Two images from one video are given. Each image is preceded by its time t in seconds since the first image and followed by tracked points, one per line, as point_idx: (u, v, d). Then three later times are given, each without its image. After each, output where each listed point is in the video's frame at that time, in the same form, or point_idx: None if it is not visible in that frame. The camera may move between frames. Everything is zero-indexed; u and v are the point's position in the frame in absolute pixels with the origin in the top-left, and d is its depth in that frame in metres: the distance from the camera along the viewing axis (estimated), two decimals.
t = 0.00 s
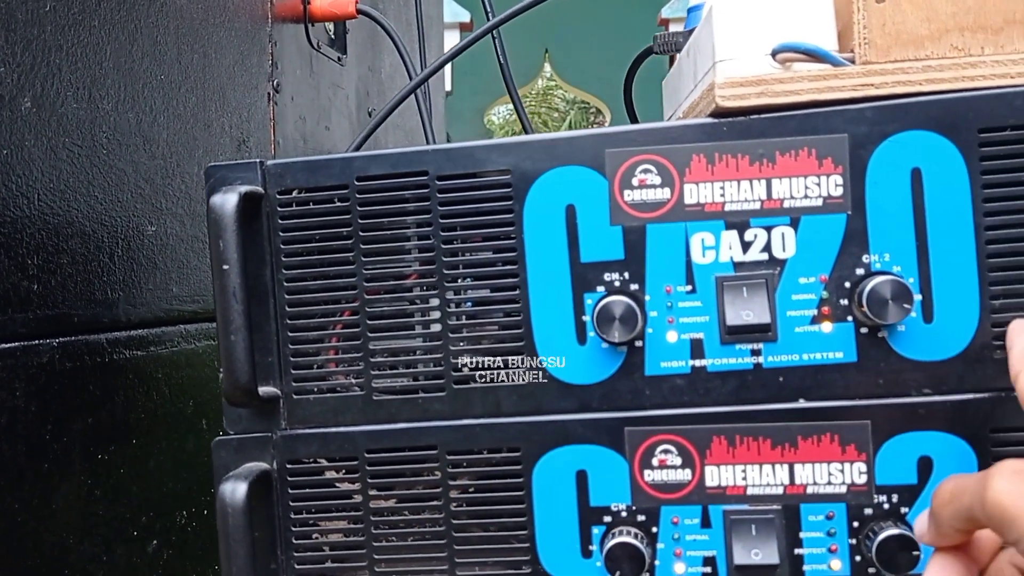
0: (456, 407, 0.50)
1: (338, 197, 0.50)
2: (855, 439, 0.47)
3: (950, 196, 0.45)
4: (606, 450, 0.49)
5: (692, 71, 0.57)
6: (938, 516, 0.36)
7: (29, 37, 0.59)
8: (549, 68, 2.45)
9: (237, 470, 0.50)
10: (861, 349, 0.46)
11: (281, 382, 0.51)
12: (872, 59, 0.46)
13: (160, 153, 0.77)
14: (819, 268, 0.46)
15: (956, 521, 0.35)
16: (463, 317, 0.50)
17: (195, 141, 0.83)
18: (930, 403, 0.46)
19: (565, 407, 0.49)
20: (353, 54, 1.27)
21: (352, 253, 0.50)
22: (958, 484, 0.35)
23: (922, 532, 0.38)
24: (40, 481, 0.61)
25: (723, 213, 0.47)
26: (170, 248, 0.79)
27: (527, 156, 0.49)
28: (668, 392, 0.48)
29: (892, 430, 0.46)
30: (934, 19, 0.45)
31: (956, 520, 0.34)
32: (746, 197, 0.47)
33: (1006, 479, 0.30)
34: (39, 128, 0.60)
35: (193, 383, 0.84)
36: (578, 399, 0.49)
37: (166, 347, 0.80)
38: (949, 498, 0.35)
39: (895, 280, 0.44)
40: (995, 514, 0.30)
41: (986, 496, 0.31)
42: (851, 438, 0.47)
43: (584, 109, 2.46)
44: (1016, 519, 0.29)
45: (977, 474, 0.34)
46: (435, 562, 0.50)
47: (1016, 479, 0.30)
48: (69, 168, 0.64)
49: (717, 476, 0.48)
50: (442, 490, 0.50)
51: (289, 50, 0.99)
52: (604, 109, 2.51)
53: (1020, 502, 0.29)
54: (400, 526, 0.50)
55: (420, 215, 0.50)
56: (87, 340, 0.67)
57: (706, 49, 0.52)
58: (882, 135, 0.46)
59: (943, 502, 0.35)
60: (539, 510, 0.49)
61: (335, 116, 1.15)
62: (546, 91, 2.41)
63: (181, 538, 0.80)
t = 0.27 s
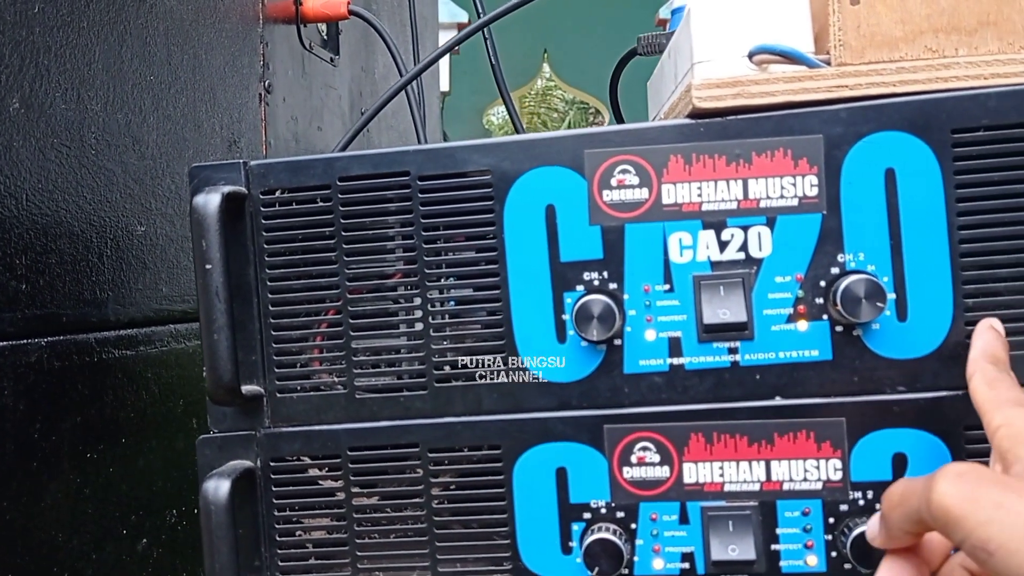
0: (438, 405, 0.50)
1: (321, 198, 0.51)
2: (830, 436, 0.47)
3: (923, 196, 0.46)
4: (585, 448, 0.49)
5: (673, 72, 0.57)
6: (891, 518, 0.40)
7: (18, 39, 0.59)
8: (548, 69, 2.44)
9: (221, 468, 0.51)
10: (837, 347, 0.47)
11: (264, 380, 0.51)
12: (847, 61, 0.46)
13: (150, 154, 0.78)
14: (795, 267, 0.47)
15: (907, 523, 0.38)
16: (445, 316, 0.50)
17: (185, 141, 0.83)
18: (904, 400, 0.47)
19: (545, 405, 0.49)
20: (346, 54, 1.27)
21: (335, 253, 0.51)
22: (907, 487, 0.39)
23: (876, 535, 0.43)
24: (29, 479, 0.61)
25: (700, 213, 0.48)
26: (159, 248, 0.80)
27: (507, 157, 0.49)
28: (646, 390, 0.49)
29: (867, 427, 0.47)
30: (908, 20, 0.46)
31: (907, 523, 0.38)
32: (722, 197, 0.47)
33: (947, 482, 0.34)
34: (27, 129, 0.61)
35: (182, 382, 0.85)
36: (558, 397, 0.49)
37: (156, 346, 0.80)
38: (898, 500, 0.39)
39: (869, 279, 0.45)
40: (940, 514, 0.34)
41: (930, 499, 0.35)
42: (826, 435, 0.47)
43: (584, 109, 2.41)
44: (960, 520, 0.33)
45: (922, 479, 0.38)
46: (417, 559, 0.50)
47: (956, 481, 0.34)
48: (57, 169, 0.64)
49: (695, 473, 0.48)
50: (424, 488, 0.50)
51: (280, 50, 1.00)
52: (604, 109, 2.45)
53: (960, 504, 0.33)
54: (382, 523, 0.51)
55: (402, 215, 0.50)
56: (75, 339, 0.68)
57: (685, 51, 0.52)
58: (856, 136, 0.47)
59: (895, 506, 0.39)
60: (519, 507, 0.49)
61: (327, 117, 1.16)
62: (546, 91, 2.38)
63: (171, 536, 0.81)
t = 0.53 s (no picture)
0: (430, 403, 0.51)
1: (314, 198, 0.51)
2: (818, 434, 0.48)
3: (910, 196, 0.47)
4: (575, 445, 0.50)
5: (664, 74, 0.58)
6: (872, 529, 0.41)
7: (15, 40, 0.59)
8: (548, 69, 2.44)
9: (215, 466, 0.51)
10: (824, 346, 0.47)
11: (258, 379, 0.52)
12: (834, 63, 0.47)
13: (146, 154, 0.78)
14: (783, 267, 0.47)
15: (887, 534, 0.40)
16: (438, 315, 0.51)
17: (181, 141, 0.83)
18: (890, 398, 0.47)
19: (536, 403, 0.50)
20: (343, 55, 1.27)
21: (328, 252, 0.51)
22: (887, 496, 0.40)
23: (860, 546, 0.44)
24: (25, 477, 0.62)
25: (690, 213, 0.48)
26: (155, 248, 0.80)
27: (498, 157, 0.50)
28: (636, 388, 0.49)
29: (854, 424, 0.48)
30: (894, 22, 0.46)
31: (887, 533, 0.40)
32: (711, 198, 0.48)
33: (924, 494, 0.36)
34: (24, 130, 0.61)
35: (178, 381, 0.85)
36: (549, 395, 0.50)
37: (152, 345, 0.81)
38: (879, 511, 0.40)
39: (856, 278, 0.46)
40: (919, 525, 0.36)
41: (909, 509, 0.36)
42: (813, 433, 0.48)
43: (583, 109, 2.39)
44: (937, 530, 0.34)
45: (901, 490, 0.39)
46: (409, 556, 0.51)
47: (935, 492, 0.35)
48: (54, 170, 0.65)
49: (684, 470, 0.49)
50: (416, 485, 0.51)
51: (278, 51, 1.00)
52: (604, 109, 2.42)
53: (937, 514, 0.35)
54: (374, 520, 0.51)
55: (394, 214, 0.51)
56: (71, 339, 0.68)
57: (675, 52, 0.53)
58: (843, 137, 0.47)
59: (876, 516, 0.41)
60: (511, 504, 0.50)
61: (325, 117, 1.16)
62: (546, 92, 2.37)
63: (167, 534, 0.81)
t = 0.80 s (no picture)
0: (424, 400, 0.51)
1: (309, 197, 0.52)
2: (807, 429, 0.48)
3: (897, 195, 0.47)
4: (567, 441, 0.50)
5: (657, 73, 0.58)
6: (821, 523, 0.43)
7: (13, 41, 0.60)
8: (549, 69, 2.46)
9: (211, 462, 0.52)
10: (813, 343, 0.48)
11: (254, 376, 0.52)
12: (823, 63, 0.47)
13: (144, 154, 0.78)
14: (772, 264, 0.48)
15: (834, 528, 0.41)
16: (432, 313, 0.51)
17: (179, 141, 0.84)
18: (878, 394, 0.48)
19: (529, 400, 0.50)
20: (341, 55, 1.28)
21: (323, 250, 0.52)
22: (832, 491, 0.41)
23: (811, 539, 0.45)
24: (24, 474, 0.62)
25: (680, 211, 0.49)
26: (153, 247, 0.81)
27: (491, 156, 0.50)
28: (628, 385, 0.50)
29: (842, 420, 0.48)
30: (882, 23, 0.47)
31: (834, 527, 0.41)
32: (701, 196, 0.49)
33: (865, 488, 0.37)
34: (22, 130, 0.61)
35: (177, 380, 0.86)
36: (542, 392, 0.50)
37: (150, 344, 0.81)
38: (825, 506, 0.42)
39: (844, 276, 0.46)
40: (862, 519, 0.37)
41: (852, 504, 0.37)
42: (803, 428, 0.48)
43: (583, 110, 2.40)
44: (880, 522, 0.36)
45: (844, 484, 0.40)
46: (403, 551, 0.51)
47: (874, 485, 0.36)
48: (52, 169, 0.65)
49: (675, 466, 0.49)
50: (410, 481, 0.51)
51: (275, 51, 1.00)
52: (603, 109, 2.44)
53: (876, 506, 0.36)
54: (369, 515, 0.52)
55: (389, 213, 0.51)
56: (69, 337, 0.69)
57: (667, 53, 0.53)
58: (831, 137, 0.48)
59: (823, 510, 0.42)
60: (504, 499, 0.50)
61: (322, 117, 1.17)
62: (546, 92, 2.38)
63: (165, 531, 0.82)
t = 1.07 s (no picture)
0: (432, 400, 0.52)
1: (317, 199, 0.52)
2: (812, 429, 0.49)
3: (900, 197, 0.48)
4: (575, 440, 0.51)
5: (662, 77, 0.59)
6: (815, 517, 0.42)
7: (21, 44, 0.60)
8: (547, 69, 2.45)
9: (221, 462, 0.52)
10: (818, 344, 0.48)
11: (263, 376, 0.53)
12: (827, 67, 0.48)
13: (150, 155, 0.79)
14: (777, 266, 0.49)
15: (826, 523, 0.40)
16: (440, 314, 0.52)
17: (184, 142, 0.84)
18: (883, 395, 0.48)
19: (536, 400, 0.51)
20: (343, 57, 1.28)
21: (332, 252, 0.52)
22: (827, 487, 0.40)
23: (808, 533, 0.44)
24: (33, 473, 0.63)
25: (686, 213, 0.49)
26: (159, 248, 0.81)
27: (499, 159, 0.51)
28: (635, 385, 0.50)
29: (847, 420, 0.49)
30: (886, 27, 0.47)
31: (827, 524, 0.40)
32: (707, 199, 0.49)
33: (856, 482, 0.35)
34: (31, 132, 0.62)
35: (182, 380, 0.86)
36: (549, 392, 0.51)
37: (156, 344, 0.82)
38: (818, 501, 0.41)
39: (848, 277, 0.47)
40: (850, 514, 0.35)
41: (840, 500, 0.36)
42: (808, 428, 0.49)
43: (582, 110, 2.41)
44: (867, 519, 0.34)
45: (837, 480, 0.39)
46: (412, 550, 0.52)
47: (864, 481, 0.35)
48: (60, 171, 0.65)
49: (681, 466, 0.50)
50: (419, 480, 0.52)
51: (279, 53, 1.01)
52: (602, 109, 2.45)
53: (864, 500, 0.34)
54: (378, 515, 0.52)
55: (397, 215, 0.52)
56: (77, 338, 0.69)
57: (672, 56, 0.54)
58: (835, 139, 0.48)
59: (818, 506, 0.41)
60: (512, 499, 0.51)
61: (326, 119, 1.17)
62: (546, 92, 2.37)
63: (171, 531, 0.82)
